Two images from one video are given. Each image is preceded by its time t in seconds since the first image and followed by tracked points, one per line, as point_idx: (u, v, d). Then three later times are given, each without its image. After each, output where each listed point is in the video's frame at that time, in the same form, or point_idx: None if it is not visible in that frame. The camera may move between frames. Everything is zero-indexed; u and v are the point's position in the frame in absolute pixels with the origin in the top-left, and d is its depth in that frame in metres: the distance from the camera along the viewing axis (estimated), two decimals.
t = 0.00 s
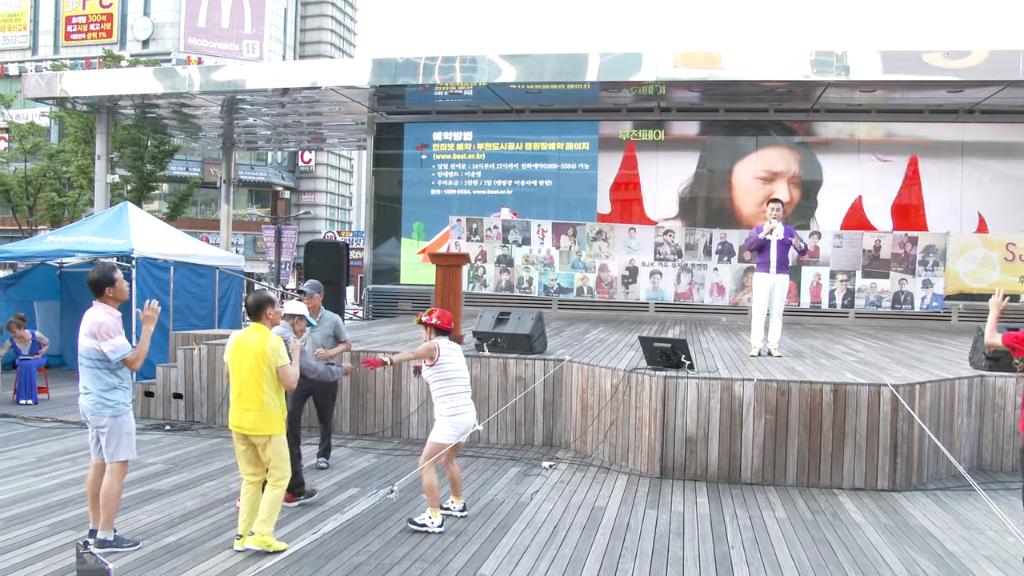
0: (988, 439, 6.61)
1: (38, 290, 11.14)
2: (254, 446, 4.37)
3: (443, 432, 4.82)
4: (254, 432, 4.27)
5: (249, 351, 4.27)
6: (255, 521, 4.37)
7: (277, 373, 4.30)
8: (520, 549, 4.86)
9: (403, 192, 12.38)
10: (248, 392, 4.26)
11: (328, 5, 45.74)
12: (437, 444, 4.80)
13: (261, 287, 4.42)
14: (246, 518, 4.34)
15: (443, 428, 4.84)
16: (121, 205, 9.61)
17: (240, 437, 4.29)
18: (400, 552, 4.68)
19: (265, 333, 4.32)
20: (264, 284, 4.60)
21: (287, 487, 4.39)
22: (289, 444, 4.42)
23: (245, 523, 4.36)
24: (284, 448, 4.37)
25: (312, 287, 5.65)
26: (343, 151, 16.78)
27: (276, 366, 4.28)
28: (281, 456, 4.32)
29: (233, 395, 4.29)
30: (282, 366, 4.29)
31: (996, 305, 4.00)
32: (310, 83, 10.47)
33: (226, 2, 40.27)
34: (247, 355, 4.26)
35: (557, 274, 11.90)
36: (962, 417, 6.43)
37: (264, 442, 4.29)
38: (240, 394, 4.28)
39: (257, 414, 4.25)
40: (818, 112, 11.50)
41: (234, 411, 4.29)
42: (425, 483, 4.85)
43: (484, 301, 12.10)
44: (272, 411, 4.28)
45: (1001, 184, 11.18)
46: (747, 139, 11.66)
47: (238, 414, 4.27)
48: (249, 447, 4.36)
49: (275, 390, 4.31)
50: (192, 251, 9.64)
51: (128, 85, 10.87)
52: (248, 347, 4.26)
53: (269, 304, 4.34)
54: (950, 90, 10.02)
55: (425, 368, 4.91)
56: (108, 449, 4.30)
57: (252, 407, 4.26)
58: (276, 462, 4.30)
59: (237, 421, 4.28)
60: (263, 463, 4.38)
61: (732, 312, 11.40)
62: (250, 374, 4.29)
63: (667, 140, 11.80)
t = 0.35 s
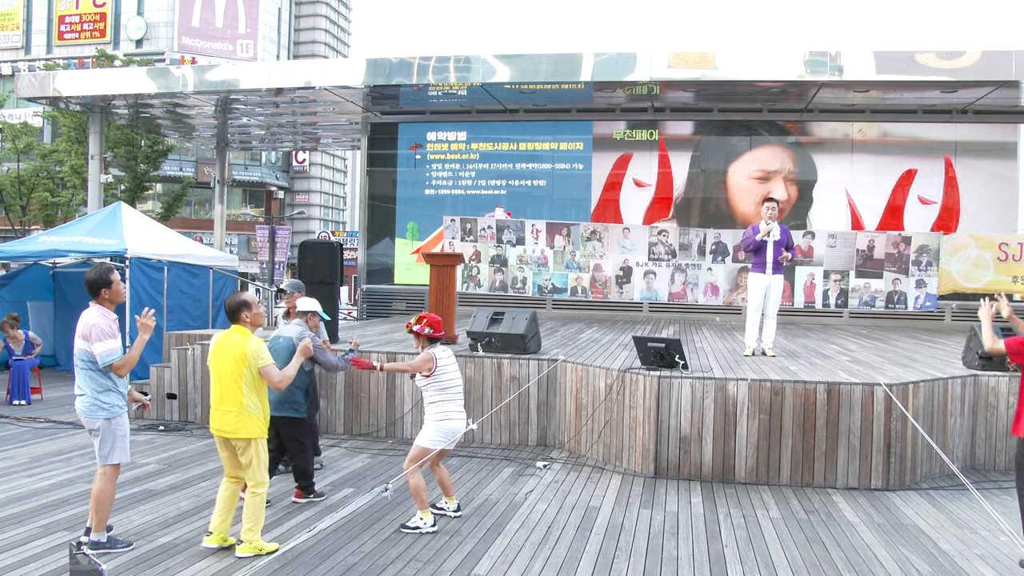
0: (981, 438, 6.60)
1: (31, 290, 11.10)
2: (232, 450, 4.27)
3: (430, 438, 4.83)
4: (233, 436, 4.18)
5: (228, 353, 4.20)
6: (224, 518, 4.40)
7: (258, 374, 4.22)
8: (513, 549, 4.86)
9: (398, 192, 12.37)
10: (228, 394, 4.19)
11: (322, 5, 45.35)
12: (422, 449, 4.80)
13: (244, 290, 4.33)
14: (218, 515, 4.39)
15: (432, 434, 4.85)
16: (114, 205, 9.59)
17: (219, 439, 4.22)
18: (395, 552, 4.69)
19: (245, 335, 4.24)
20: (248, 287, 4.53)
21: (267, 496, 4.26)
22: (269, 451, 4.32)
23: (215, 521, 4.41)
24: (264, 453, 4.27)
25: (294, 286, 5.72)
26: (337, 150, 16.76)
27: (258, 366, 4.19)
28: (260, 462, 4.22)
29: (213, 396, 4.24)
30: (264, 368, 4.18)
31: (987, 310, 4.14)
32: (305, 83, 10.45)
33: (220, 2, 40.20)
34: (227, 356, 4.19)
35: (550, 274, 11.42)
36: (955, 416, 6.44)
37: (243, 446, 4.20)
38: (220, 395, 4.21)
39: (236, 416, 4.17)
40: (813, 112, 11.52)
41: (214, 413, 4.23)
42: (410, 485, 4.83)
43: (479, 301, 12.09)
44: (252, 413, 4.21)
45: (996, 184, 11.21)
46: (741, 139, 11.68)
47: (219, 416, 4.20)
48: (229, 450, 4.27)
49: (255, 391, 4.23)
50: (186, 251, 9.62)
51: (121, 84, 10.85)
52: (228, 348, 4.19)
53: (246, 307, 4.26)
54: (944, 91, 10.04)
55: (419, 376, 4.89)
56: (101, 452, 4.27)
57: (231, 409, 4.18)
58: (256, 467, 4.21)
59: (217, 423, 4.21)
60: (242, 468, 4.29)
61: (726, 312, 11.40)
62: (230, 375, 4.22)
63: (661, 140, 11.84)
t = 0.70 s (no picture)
0: (973, 437, 6.60)
1: (23, 291, 11.06)
2: (204, 459, 4.25)
3: (423, 444, 4.82)
4: (203, 446, 4.15)
5: (202, 363, 4.18)
6: (200, 528, 4.29)
7: (230, 385, 4.19)
8: (506, 549, 4.85)
9: (391, 192, 12.36)
10: (198, 405, 4.16)
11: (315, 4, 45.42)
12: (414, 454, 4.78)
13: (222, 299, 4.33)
14: (194, 526, 4.27)
15: (425, 440, 4.84)
16: (107, 204, 9.56)
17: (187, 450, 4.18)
18: (388, 552, 4.68)
19: (219, 345, 4.23)
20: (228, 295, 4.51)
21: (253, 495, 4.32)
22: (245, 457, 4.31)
23: (192, 532, 4.28)
24: (240, 460, 4.27)
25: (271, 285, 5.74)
26: (331, 150, 16.73)
27: (232, 379, 4.18)
28: (234, 469, 4.23)
29: (183, 406, 4.20)
30: (237, 380, 4.18)
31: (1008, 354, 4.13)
32: (297, 83, 10.44)
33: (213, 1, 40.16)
34: (199, 366, 4.17)
35: (544, 273, 11.77)
36: (947, 416, 6.44)
37: (215, 456, 4.18)
38: (190, 406, 4.18)
39: (206, 428, 4.14)
40: (806, 112, 11.54)
41: (183, 423, 4.19)
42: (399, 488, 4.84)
43: (473, 300, 12.09)
44: (222, 425, 4.16)
45: (988, 184, 11.24)
46: (735, 139, 11.69)
47: (188, 427, 4.16)
48: (198, 461, 4.24)
49: (226, 403, 4.19)
50: (178, 251, 9.60)
51: (114, 83, 10.82)
52: (201, 358, 4.18)
53: (224, 317, 4.27)
54: (936, 91, 10.07)
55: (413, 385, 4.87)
56: (98, 454, 4.26)
57: (201, 420, 4.15)
58: (233, 473, 4.23)
59: (186, 433, 4.17)
60: (214, 476, 4.27)
61: (719, 312, 11.42)
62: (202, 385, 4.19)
63: (654, 140, 11.85)
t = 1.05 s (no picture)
0: (962, 436, 6.62)
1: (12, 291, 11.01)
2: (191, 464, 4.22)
3: (422, 433, 4.86)
4: (187, 452, 4.10)
5: (185, 365, 4.15)
6: (190, 531, 4.27)
7: (214, 387, 4.14)
8: (497, 549, 4.85)
9: (381, 191, 12.34)
10: (183, 408, 4.13)
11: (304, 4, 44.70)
12: (415, 445, 4.83)
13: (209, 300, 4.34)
14: (184, 529, 4.25)
15: (423, 429, 4.89)
16: (95, 204, 9.53)
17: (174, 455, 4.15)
18: (378, 552, 4.67)
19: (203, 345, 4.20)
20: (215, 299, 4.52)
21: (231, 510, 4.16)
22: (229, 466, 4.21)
23: (181, 534, 4.26)
24: (222, 471, 4.16)
25: (247, 286, 5.79)
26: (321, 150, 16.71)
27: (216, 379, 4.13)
28: (214, 479, 4.13)
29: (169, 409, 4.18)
30: (219, 380, 4.12)
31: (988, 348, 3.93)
32: (287, 82, 10.41)
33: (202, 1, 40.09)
34: (183, 369, 4.14)
35: (534, 273, 11.48)
36: (936, 415, 6.46)
37: (198, 462, 4.11)
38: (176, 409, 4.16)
39: (189, 432, 4.10)
40: (796, 112, 11.57)
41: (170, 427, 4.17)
42: (405, 484, 4.86)
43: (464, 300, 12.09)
44: (205, 428, 4.11)
45: (978, 183, 11.29)
46: (725, 139, 11.71)
47: (173, 430, 4.14)
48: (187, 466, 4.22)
49: (210, 406, 4.14)
50: (167, 250, 9.57)
51: (102, 83, 10.78)
52: (183, 361, 4.14)
53: (212, 317, 4.26)
54: (925, 91, 10.11)
55: (402, 369, 4.93)
56: (99, 452, 4.23)
57: (185, 424, 4.11)
58: (212, 486, 4.12)
59: (172, 438, 4.14)
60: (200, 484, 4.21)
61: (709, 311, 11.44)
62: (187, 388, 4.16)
63: (643, 140, 11.87)
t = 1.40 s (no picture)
0: (945, 435, 6.65)
1: None
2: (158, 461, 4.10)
3: (397, 443, 4.90)
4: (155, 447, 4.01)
5: (155, 358, 4.03)
6: (144, 538, 4.14)
7: (184, 381, 4.04)
8: (481, 549, 4.84)
9: (365, 191, 12.33)
10: (152, 402, 4.02)
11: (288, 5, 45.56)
12: (388, 452, 4.86)
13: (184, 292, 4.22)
14: (137, 535, 4.13)
15: (399, 439, 4.93)
16: (78, 203, 9.46)
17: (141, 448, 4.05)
18: (363, 553, 4.66)
19: (174, 339, 4.07)
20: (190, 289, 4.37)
21: (203, 508, 4.06)
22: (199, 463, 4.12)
23: (135, 541, 4.14)
24: (190, 467, 4.07)
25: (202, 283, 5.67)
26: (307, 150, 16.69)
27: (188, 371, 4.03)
28: (183, 476, 4.02)
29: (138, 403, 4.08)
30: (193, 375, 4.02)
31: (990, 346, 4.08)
32: (271, 81, 10.36)
33: None
34: (153, 362, 4.03)
35: (518, 273, 10.98)
36: (918, 413, 6.48)
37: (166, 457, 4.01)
38: (146, 403, 4.05)
39: (158, 426, 4.00)
40: (779, 112, 11.60)
41: (139, 420, 4.07)
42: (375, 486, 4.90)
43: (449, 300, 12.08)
44: (173, 423, 4.02)
45: (961, 183, 11.38)
46: (709, 139, 11.73)
47: (141, 424, 4.04)
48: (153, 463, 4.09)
49: (179, 401, 4.04)
50: (151, 250, 9.53)
51: (85, 81, 10.70)
52: (154, 354, 4.03)
53: (186, 310, 4.13)
54: (908, 92, 10.16)
55: (389, 379, 4.96)
56: (88, 451, 4.16)
57: (154, 417, 4.01)
58: (180, 482, 4.01)
59: (140, 432, 4.04)
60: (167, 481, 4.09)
61: (693, 310, 11.43)
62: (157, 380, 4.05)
63: (628, 140, 11.89)
